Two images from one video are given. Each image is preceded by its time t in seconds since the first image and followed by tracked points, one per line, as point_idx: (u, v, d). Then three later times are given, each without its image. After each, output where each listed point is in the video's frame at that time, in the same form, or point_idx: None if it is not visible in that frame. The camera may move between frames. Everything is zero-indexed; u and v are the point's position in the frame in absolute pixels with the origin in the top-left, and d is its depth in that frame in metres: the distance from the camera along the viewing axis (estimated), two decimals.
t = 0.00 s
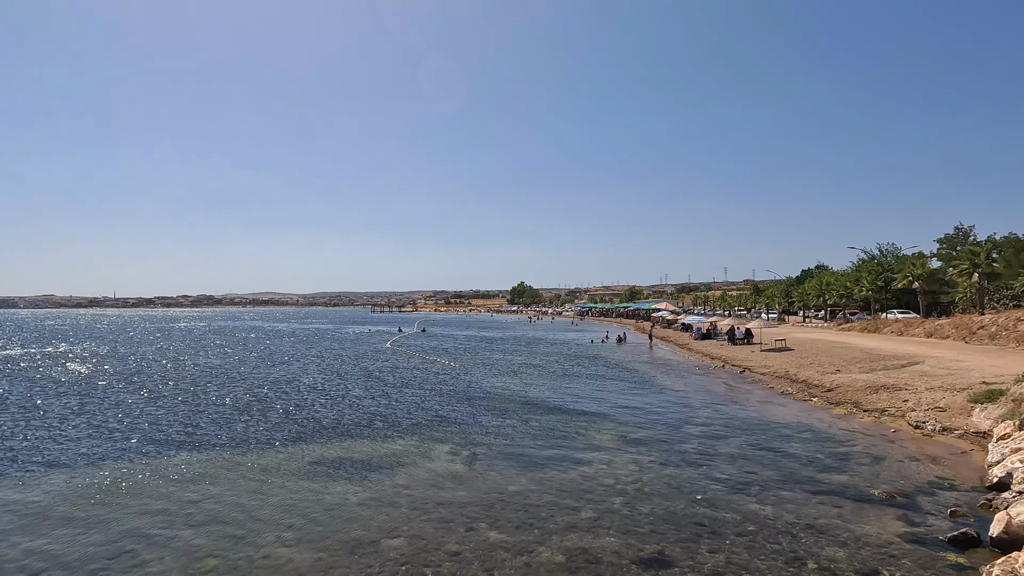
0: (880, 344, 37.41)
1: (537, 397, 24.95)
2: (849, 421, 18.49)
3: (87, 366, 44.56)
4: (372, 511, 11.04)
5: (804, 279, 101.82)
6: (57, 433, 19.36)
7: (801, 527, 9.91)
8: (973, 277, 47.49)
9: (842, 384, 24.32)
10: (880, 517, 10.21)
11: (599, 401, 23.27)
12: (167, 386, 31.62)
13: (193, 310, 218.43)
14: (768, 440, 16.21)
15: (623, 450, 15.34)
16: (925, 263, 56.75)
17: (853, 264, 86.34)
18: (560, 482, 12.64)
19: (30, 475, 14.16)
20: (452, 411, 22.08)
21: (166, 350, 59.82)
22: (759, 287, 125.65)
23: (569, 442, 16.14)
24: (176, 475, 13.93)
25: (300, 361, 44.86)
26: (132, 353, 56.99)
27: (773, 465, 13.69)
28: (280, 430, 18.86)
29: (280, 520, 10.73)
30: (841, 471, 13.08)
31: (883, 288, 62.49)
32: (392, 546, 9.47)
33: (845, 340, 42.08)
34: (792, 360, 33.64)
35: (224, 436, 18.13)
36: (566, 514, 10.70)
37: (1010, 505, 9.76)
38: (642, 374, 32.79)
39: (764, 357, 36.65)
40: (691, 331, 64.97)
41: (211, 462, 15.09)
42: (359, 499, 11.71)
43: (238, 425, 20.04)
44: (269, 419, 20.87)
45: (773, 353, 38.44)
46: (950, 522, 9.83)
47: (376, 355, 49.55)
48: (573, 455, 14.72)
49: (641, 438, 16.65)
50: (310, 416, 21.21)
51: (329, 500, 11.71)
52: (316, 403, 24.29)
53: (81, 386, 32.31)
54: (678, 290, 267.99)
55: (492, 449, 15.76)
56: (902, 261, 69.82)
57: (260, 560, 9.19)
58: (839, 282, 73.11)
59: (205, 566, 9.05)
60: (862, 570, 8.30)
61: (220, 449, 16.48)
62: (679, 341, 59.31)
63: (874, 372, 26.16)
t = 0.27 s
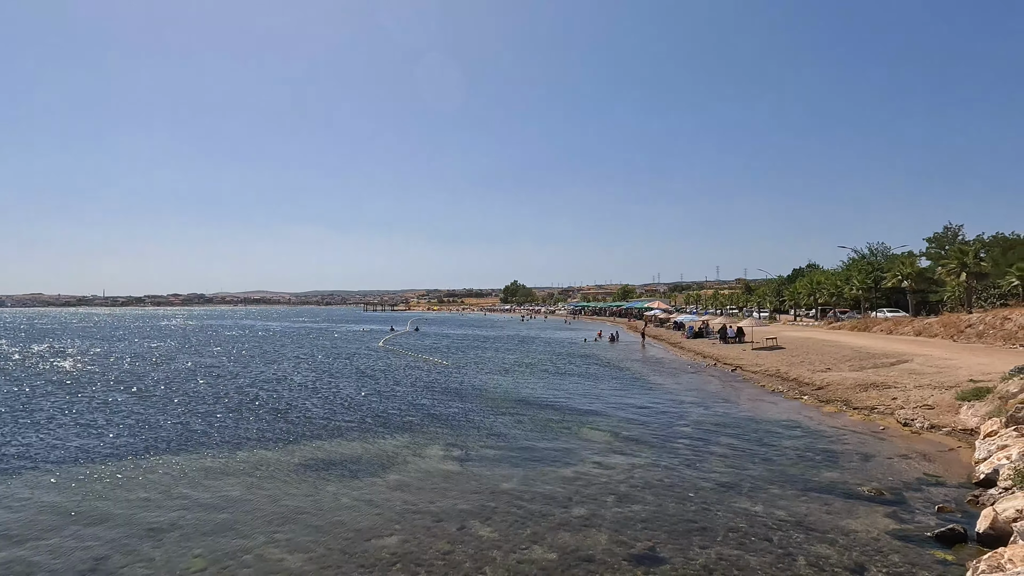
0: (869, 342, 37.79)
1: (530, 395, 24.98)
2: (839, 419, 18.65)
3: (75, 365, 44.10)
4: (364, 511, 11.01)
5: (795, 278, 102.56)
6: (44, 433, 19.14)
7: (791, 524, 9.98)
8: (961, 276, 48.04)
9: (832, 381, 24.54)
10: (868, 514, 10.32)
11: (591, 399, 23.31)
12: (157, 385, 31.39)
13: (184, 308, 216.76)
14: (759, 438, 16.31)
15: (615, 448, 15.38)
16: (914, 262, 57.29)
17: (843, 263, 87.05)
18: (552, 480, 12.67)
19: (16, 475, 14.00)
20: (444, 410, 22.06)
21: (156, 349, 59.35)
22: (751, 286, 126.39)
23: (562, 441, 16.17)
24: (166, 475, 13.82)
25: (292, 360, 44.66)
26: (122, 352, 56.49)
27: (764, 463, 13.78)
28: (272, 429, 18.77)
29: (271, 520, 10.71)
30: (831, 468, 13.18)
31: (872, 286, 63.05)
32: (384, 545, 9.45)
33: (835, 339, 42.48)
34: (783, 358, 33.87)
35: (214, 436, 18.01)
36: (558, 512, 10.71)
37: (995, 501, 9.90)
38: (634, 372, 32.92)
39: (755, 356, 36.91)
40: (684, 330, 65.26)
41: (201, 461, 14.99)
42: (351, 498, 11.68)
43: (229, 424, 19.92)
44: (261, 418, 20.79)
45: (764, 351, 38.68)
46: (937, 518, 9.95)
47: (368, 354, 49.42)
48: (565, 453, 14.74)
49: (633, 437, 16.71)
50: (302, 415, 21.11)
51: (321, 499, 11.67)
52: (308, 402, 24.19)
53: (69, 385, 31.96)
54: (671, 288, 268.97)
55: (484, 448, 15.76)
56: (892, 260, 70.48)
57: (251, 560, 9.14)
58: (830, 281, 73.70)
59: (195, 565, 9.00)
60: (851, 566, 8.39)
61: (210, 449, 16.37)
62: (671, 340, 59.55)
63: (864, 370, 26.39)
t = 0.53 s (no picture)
0: (859, 341, 38.12)
1: (523, 394, 25.01)
2: (829, 416, 18.79)
3: (63, 364, 43.60)
4: (356, 510, 10.98)
5: (786, 277, 103.22)
6: (31, 432, 18.91)
7: (782, 521, 10.05)
8: (950, 274, 48.52)
9: (822, 380, 24.73)
10: (858, 511, 10.41)
11: (584, 398, 23.35)
12: (147, 385, 31.11)
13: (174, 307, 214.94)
14: (750, 435, 16.41)
15: (607, 446, 15.42)
16: (904, 261, 57.82)
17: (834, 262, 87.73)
18: (545, 478, 12.68)
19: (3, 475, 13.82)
20: (436, 409, 22.02)
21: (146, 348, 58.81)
22: (743, 284, 127.07)
23: (554, 439, 16.18)
24: (156, 475, 13.69)
25: (284, 359, 44.42)
26: (111, 351, 55.92)
27: (755, 460, 13.86)
28: (263, 428, 18.65)
29: (263, 519, 10.66)
30: (821, 466, 13.29)
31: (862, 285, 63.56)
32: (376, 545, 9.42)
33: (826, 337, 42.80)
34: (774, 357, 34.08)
35: (204, 435, 17.87)
36: (550, 510, 10.73)
37: (982, 497, 10.02)
38: (627, 371, 33.00)
39: (747, 354, 37.12)
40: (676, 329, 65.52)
41: (192, 461, 14.87)
42: (343, 497, 11.64)
43: (220, 423, 19.78)
44: (252, 418, 20.67)
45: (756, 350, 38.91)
46: (925, 514, 10.06)
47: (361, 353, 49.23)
48: (558, 452, 14.76)
49: (625, 435, 16.76)
50: (293, 415, 21.00)
51: (313, 499, 11.62)
52: (299, 401, 24.07)
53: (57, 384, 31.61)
54: (664, 287, 269.88)
55: (476, 447, 15.74)
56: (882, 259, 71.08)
57: (242, 560, 9.10)
58: (821, 280, 74.21)
59: (186, 565, 8.94)
60: (841, 562, 8.46)
61: (200, 448, 16.24)
62: (664, 339, 59.76)
63: (854, 368, 26.63)
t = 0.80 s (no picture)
0: (849, 339, 38.50)
1: (516, 393, 25.00)
2: (820, 414, 18.95)
3: (50, 363, 43.07)
4: (348, 510, 10.94)
5: (777, 276, 104.01)
6: (19, 432, 18.69)
7: (772, 518, 10.14)
8: (938, 274, 49.02)
9: (813, 378, 24.92)
10: (847, 507, 10.51)
11: (576, 397, 23.41)
12: (136, 384, 30.81)
13: (164, 306, 213.31)
14: (741, 433, 16.52)
15: (599, 445, 15.47)
16: (893, 260, 58.39)
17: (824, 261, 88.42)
18: (537, 477, 12.70)
19: None
20: (429, 408, 21.99)
21: (136, 347, 58.30)
22: (734, 283, 127.74)
23: (547, 438, 16.21)
24: (146, 475, 13.56)
25: (275, 358, 44.18)
26: (100, 351, 55.39)
27: (746, 458, 13.96)
28: (254, 428, 18.53)
29: (254, 519, 10.61)
30: (811, 463, 13.41)
31: (852, 284, 64.15)
32: (369, 544, 9.38)
33: (816, 336, 43.11)
34: (766, 355, 34.30)
35: (195, 435, 17.73)
36: (543, 509, 10.75)
37: (968, 494, 10.14)
38: (620, 370, 33.09)
39: (738, 353, 37.34)
40: (668, 327, 65.81)
41: (184, 460, 14.77)
42: (335, 497, 11.59)
43: (211, 423, 19.63)
44: (243, 417, 20.53)
45: (748, 349, 39.14)
46: (913, 511, 10.17)
47: (353, 352, 49.03)
48: (550, 450, 14.78)
49: (617, 434, 16.82)
50: (285, 414, 20.87)
51: (305, 499, 11.58)
52: (291, 400, 23.93)
53: (45, 384, 31.24)
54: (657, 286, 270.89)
55: (469, 445, 15.75)
56: (871, 258, 71.74)
57: (233, 560, 9.05)
58: (811, 279, 74.75)
59: (177, 566, 8.89)
60: (830, 558, 8.55)
61: (191, 447, 16.12)
62: (656, 337, 59.97)
63: (844, 367, 26.84)
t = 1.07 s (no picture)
0: (839, 337, 38.85)
1: (508, 391, 25.03)
2: (810, 412, 19.11)
3: (38, 362, 42.54)
4: (340, 509, 10.91)
5: (768, 275, 104.76)
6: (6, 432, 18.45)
7: (763, 515, 10.20)
8: (927, 272, 49.51)
9: (803, 376, 25.11)
10: (837, 505, 10.59)
11: (568, 395, 23.45)
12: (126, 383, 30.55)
13: (153, 305, 211.39)
14: (732, 431, 16.62)
15: (591, 443, 15.52)
16: (882, 259, 58.98)
17: (814, 260, 89.17)
18: (530, 475, 12.71)
19: None
20: (421, 406, 21.95)
21: (125, 346, 57.74)
22: (726, 282, 128.44)
23: (539, 436, 16.23)
24: (134, 475, 13.43)
25: (267, 357, 44.00)
26: (88, 350, 54.81)
27: (737, 456, 14.05)
28: (244, 427, 18.41)
29: (245, 519, 10.53)
30: (801, 460, 13.52)
31: (842, 283, 64.73)
32: (362, 543, 9.36)
33: (807, 334, 43.46)
34: (757, 354, 34.53)
35: (185, 434, 17.58)
36: (536, 507, 10.75)
37: (956, 490, 10.25)
38: (612, 368, 33.18)
39: (730, 351, 37.56)
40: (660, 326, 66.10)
41: (173, 460, 14.65)
42: (327, 496, 11.55)
43: (201, 422, 19.50)
44: (234, 416, 20.41)
45: (739, 347, 39.41)
46: (901, 507, 10.27)
47: (345, 350, 48.86)
48: (542, 449, 14.81)
49: (609, 432, 16.88)
50: (276, 413, 20.73)
51: (297, 498, 11.52)
52: (282, 399, 23.79)
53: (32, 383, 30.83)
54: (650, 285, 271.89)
55: (461, 444, 15.74)
56: (861, 257, 72.40)
57: (224, 559, 9.00)
58: (802, 277, 75.32)
59: (168, 565, 8.83)
60: (820, 555, 8.62)
61: (181, 447, 15.99)
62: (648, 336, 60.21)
63: (835, 365, 27.06)
